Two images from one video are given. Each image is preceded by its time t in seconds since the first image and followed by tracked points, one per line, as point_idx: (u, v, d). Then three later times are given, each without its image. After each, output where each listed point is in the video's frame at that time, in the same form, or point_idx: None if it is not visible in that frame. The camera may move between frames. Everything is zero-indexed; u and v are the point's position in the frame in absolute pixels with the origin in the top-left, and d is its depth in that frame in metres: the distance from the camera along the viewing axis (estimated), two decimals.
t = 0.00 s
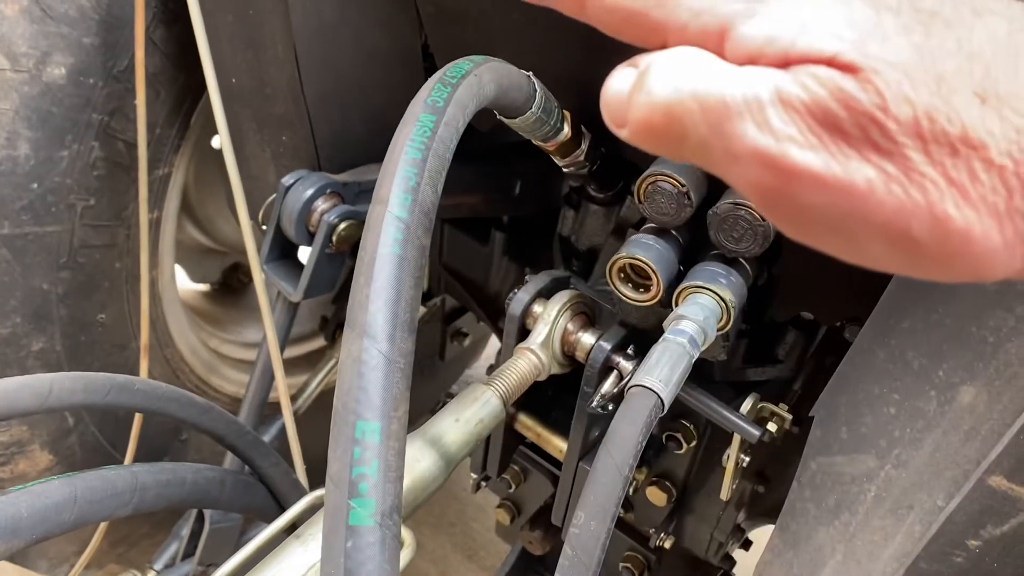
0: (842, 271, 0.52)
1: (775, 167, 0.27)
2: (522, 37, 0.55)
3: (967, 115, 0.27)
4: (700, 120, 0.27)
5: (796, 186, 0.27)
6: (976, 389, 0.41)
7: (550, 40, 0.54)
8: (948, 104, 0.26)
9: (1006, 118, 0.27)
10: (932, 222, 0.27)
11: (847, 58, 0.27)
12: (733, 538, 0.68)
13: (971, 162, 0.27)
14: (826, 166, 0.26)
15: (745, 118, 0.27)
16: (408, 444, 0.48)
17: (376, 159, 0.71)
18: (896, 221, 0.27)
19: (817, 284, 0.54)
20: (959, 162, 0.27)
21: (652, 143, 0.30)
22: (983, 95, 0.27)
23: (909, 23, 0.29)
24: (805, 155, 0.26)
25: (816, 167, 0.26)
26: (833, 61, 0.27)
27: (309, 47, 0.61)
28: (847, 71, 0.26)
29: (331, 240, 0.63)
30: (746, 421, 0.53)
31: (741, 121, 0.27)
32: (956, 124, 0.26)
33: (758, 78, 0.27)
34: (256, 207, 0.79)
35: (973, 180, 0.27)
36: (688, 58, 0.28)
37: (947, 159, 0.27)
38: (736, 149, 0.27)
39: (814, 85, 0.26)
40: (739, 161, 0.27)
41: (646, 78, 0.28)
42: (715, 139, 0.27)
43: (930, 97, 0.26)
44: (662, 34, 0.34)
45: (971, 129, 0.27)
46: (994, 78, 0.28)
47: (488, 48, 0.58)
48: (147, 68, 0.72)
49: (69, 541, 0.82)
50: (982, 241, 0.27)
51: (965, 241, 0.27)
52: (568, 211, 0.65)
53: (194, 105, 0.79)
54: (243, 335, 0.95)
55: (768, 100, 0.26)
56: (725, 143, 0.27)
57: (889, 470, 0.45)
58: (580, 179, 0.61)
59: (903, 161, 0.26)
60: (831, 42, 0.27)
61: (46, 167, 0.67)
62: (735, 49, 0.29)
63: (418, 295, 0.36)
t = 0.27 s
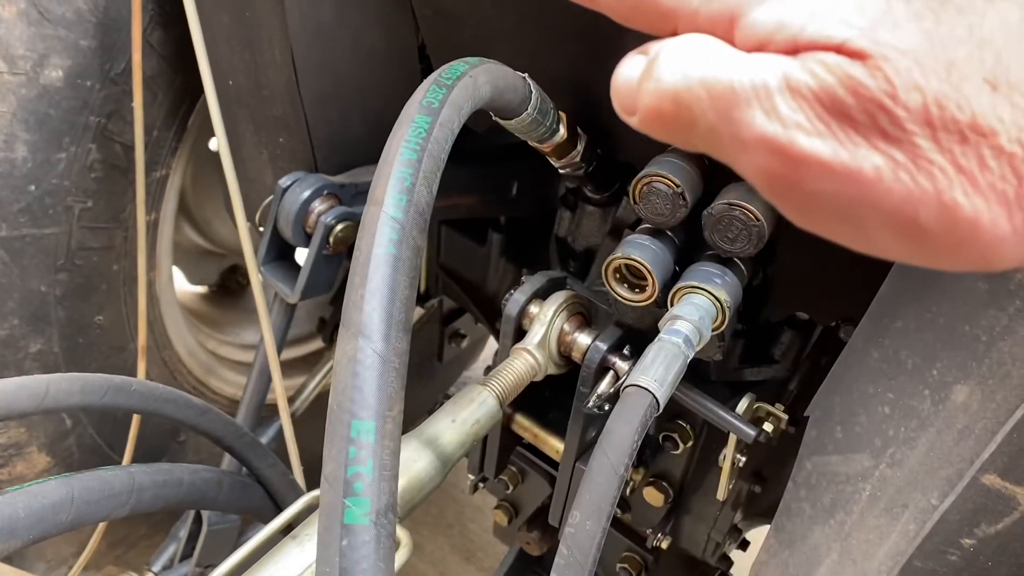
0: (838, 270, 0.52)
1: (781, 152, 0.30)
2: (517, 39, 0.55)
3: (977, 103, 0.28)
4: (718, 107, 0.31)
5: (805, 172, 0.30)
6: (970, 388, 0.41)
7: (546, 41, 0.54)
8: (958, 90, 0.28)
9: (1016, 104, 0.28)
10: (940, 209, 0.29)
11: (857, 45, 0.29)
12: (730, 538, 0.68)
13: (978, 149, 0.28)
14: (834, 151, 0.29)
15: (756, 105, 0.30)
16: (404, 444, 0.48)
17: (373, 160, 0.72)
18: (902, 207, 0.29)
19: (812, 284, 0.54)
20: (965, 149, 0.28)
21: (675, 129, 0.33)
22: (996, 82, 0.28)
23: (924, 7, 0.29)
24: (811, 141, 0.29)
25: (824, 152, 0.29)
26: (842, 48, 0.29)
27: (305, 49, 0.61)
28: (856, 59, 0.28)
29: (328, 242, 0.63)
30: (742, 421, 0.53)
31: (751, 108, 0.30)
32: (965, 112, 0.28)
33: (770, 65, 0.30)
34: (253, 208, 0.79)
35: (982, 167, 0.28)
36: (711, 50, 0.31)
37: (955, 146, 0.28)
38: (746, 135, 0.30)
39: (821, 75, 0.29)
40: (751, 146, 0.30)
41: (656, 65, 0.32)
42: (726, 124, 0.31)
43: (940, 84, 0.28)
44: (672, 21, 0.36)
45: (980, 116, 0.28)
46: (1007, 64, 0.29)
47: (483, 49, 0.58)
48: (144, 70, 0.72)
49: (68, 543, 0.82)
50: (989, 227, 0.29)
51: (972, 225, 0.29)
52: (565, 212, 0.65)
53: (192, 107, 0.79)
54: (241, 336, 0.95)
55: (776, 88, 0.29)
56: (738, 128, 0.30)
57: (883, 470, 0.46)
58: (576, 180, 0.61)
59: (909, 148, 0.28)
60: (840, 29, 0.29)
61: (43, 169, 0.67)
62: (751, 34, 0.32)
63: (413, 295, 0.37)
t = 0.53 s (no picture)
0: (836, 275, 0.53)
1: (774, 184, 0.26)
2: (517, 44, 0.56)
3: (966, 131, 0.25)
4: (704, 136, 0.27)
5: (796, 202, 0.26)
6: (968, 393, 0.41)
7: (547, 46, 0.54)
8: (950, 119, 0.25)
9: (1009, 135, 0.25)
10: (932, 239, 0.26)
11: (848, 76, 0.26)
12: (730, 541, 0.68)
13: (970, 179, 0.25)
14: (825, 184, 0.26)
15: (746, 134, 0.26)
16: (406, 449, 0.48)
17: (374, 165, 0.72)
18: (895, 237, 0.26)
19: (811, 289, 0.55)
20: (959, 180, 0.25)
21: (661, 156, 0.29)
22: (986, 113, 0.26)
23: (914, 39, 0.28)
24: (804, 171, 0.26)
25: (816, 183, 0.26)
26: (834, 80, 0.26)
27: (306, 54, 0.61)
28: (847, 89, 0.26)
29: (329, 246, 0.63)
30: (741, 424, 0.53)
31: (742, 136, 0.26)
32: (961, 141, 0.25)
33: (760, 93, 0.26)
34: (254, 212, 0.79)
35: (972, 197, 0.25)
36: (695, 76, 0.28)
37: (947, 176, 0.25)
38: (739, 164, 0.27)
39: (809, 101, 0.25)
40: (741, 177, 0.27)
41: (651, 90, 0.28)
42: (720, 154, 0.27)
43: (930, 114, 0.25)
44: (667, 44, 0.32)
45: (974, 145, 0.25)
46: (998, 94, 0.27)
47: (483, 54, 0.59)
48: (145, 75, 0.72)
49: (68, 547, 0.82)
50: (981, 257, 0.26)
51: (965, 259, 0.26)
52: (565, 216, 0.66)
53: (192, 112, 0.79)
54: (241, 340, 0.95)
55: (767, 115, 0.26)
56: (728, 158, 0.27)
57: (883, 473, 0.46)
58: (577, 185, 0.61)
59: (903, 178, 0.25)
60: (834, 60, 0.26)
61: (44, 174, 0.67)
62: (740, 62, 0.29)
63: (415, 302, 0.37)
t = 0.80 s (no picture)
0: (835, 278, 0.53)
1: (766, 204, 0.27)
2: (517, 49, 0.56)
3: (955, 152, 0.26)
4: (697, 157, 0.27)
5: (788, 221, 0.27)
6: (967, 396, 0.42)
7: (547, 50, 0.54)
8: (938, 138, 0.26)
9: (998, 154, 0.26)
10: (922, 256, 0.26)
11: (839, 98, 0.26)
12: (730, 543, 0.69)
13: (960, 198, 0.26)
14: (817, 203, 0.26)
15: (739, 155, 0.27)
16: (408, 452, 0.48)
17: (374, 169, 0.72)
18: (885, 254, 0.26)
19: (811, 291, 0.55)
20: (949, 198, 0.26)
21: (658, 176, 0.29)
22: (977, 131, 0.26)
23: (904, 60, 0.28)
24: (795, 192, 0.26)
25: (808, 205, 0.26)
26: (825, 102, 0.26)
27: (307, 59, 0.62)
28: (838, 112, 0.26)
29: (330, 250, 0.63)
30: (742, 427, 0.53)
31: (735, 158, 0.27)
32: (949, 160, 0.25)
33: (752, 115, 0.27)
34: (254, 216, 0.79)
35: (963, 216, 0.26)
36: (691, 96, 0.28)
37: (936, 195, 0.26)
38: (731, 184, 0.27)
39: (798, 122, 0.26)
40: (735, 196, 0.27)
41: (644, 114, 0.29)
42: (714, 175, 0.27)
43: (918, 135, 0.25)
44: (661, 67, 0.32)
45: (963, 164, 0.25)
46: (988, 114, 0.26)
47: (484, 58, 0.59)
48: (146, 80, 0.72)
49: (69, 550, 0.82)
50: (971, 272, 0.26)
51: (956, 275, 0.27)
52: (565, 219, 0.67)
53: (193, 116, 0.79)
54: (241, 343, 0.96)
55: (759, 137, 0.26)
56: (721, 177, 0.27)
57: (883, 476, 0.46)
58: (577, 188, 0.62)
59: (892, 197, 0.26)
60: (824, 83, 0.27)
61: (46, 178, 0.68)
62: (733, 83, 0.29)
63: (417, 307, 0.37)
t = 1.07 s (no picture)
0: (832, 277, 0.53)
1: (739, 275, 0.27)
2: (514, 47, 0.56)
3: (917, 227, 0.27)
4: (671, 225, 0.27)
5: (760, 292, 0.27)
6: (966, 394, 0.42)
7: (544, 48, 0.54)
8: (899, 213, 0.27)
9: (957, 230, 0.27)
10: (890, 327, 0.27)
11: (806, 175, 0.27)
12: (729, 543, 0.68)
13: (921, 271, 0.26)
14: (786, 276, 0.26)
15: (712, 226, 0.27)
16: (405, 451, 0.48)
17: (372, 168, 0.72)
18: (854, 325, 0.27)
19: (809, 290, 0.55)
20: (912, 270, 0.26)
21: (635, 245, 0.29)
22: (935, 208, 0.27)
23: (870, 136, 0.29)
24: (766, 264, 0.26)
25: (778, 276, 0.26)
26: (793, 178, 0.27)
27: (304, 57, 0.61)
28: (805, 187, 0.27)
29: (327, 249, 0.63)
30: (740, 426, 0.53)
31: (709, 228, 0.27)
32: (907, 234, 0.26)
33: (724, 185, 0.27)
34: (251, 215, 0.79)
35: (926, 287, 0.26)
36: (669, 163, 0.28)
37: (901, 268, 0.26)
38: (706, 256, 0.27)
39: (765, 193, 0.27)
40: (710, 268, 0.27)
41: (622, 180, 0.28)
42: (689, 244, 0.27)
43: (881, 209, 0.26)
44: (643, 134, 0.33)
45: (921, 238, 0.26)
46: (949, 191, 0.28)
47: (481, 57, 0.59)
48: (143, 78, 0.72)
49: (65, 551, 0.82)
50: (934, 341, 0.27)
51: (921, 344, 0.27)
52: (563, 220, 0.67)
53: (190, 115, 0.79)
54: (238, 343, 0.95)
55: (731, 209, 0.27)
56: (696, 249, 0.27)
57: (881, 474, 0.47)
58: (576, 187, 0.62)
59: (859, 270, 0.26)
60: (794, 159, 0.28)
61: (42, 177, 0.67)
62: (710, 152, 0.30)
63: (413, 304, 0.37)
